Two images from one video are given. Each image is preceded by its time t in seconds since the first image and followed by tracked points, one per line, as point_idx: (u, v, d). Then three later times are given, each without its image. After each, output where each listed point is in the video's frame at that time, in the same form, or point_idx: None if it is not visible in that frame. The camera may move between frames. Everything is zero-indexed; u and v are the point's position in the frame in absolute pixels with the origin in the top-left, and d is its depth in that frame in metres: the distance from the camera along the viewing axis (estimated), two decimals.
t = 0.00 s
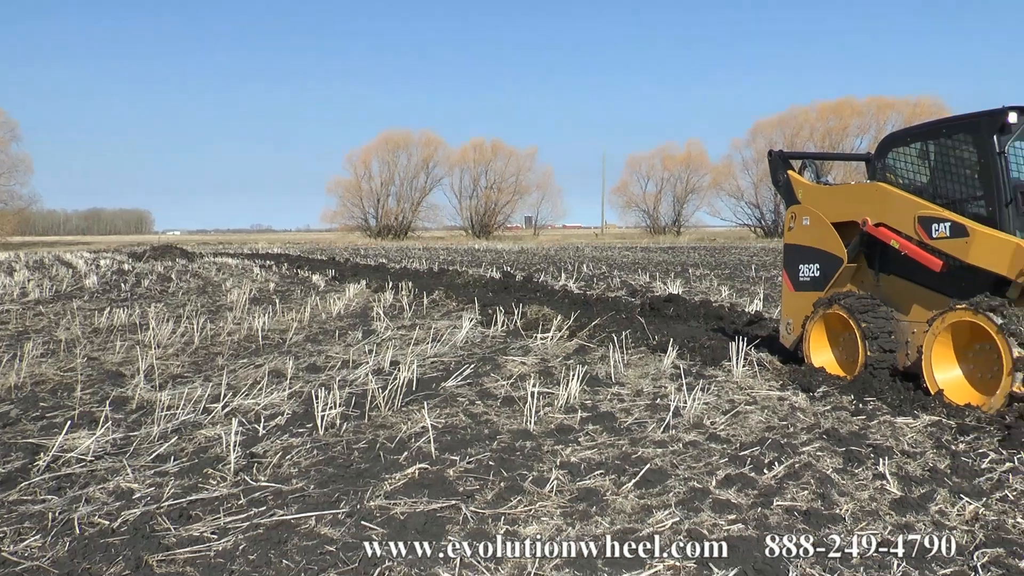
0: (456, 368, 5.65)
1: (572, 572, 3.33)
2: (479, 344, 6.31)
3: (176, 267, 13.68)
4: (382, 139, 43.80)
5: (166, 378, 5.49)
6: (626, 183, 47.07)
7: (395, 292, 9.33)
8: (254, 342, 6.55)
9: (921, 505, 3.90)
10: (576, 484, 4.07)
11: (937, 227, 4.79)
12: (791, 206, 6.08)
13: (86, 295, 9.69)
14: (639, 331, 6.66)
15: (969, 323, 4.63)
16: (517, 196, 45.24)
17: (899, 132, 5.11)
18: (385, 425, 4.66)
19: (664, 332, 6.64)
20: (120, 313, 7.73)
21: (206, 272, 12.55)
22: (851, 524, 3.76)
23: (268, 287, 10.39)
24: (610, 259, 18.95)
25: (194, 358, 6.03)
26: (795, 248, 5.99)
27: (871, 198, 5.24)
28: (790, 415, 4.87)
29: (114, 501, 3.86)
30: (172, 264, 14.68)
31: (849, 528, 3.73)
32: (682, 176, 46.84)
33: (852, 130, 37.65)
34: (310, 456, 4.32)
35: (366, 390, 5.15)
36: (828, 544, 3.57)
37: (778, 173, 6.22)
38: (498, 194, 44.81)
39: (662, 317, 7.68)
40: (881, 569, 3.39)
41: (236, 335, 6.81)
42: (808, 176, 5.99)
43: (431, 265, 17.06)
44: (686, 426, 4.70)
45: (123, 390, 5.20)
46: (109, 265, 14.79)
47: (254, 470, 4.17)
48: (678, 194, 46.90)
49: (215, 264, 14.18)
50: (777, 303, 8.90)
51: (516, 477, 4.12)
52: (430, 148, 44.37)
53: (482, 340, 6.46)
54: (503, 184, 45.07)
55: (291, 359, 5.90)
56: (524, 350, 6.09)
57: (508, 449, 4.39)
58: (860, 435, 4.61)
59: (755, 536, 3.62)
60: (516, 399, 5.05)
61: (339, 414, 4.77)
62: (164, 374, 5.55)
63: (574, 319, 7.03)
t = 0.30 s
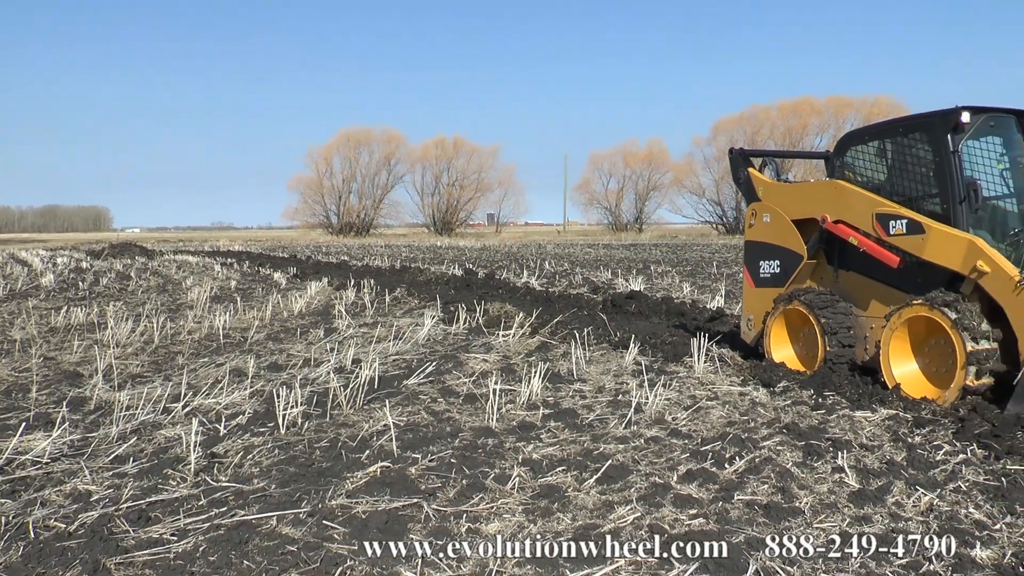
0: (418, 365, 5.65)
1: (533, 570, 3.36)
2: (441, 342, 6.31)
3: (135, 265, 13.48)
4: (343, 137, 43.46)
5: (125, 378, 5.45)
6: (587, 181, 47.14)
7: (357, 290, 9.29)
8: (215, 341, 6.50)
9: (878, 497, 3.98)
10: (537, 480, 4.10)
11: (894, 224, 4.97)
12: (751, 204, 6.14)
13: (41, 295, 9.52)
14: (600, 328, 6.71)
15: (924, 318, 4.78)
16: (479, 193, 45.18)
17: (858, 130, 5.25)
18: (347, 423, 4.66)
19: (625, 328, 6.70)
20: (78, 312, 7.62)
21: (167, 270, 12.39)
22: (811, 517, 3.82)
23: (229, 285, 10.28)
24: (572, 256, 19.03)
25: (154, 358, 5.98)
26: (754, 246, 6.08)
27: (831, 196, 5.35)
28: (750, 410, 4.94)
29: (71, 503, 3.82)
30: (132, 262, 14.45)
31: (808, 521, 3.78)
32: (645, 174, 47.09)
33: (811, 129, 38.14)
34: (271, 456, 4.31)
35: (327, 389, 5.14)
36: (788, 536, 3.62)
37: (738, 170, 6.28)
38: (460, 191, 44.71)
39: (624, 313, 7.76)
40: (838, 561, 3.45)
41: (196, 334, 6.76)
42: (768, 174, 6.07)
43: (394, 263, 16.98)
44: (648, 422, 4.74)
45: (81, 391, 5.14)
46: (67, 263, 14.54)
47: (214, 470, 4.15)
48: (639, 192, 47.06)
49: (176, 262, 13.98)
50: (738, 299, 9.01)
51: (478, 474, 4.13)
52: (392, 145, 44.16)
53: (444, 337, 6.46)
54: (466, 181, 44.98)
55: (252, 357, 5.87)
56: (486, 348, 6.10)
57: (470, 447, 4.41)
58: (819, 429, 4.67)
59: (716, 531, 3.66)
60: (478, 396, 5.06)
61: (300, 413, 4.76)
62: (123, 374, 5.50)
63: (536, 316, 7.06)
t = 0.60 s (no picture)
0: (379, 364, 5.65)
1: (494, 568, 3.37)
2: (402, 340, 6.31)
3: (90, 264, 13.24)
4: (304, 134, 43.12)
5: (82, 379, 5.38)
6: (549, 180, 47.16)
7: (317, 289, 9.23)
8: (174, 341, 6.44)
9: (836, 491, 4.04)
10: (499, 479, 4.12)
11: (851, 222, 5.04)
12: (712, 203, 6.24)
13: None
14: (561, 325, 6.76)
15: (881, 314, 4.86)
16: (440, 192, 45.06)
17: (817, 129, 5.37)
18: (308, 423, 4.65)
19: (586, 326, 6.75)
20: (32, 313, 7.48)
21: (125, 269, 12.21)
22: (770, 511, 3.87)
23: (188, 284, 10.16)
24: (533, 254, 19.08)
25: (110, 358, 5.91)
26: (715, 242, 6.16)
27: (791, 194, 5.44)
28: (711, 407, 5.01)
29: (24, 508, 3.76)
30: (88, 261, 14.20)
31: (767, 515, 3.83)
32: (606, 172, 47.23)
33: (771, 128, 38.45)
34: (231, 457, 4.29)
35: (288, 389, 5.12)
36: (748, 531, 3.67)
37: (698, 169, 6.37)
38: (422, 189, 44.56)
39: (585, 311, 7.83)
40: (796, 554, 3.50)
41: (156, 335, 6.69)
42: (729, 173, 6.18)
43: (355, 261, 16.87)
44: (609, 419, 4.79)
45: (35, 393, 5.07)
46: (20, 262, 14.24)
47: (173, 472, 4.12)
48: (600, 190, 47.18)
49: (134, 261, 13.74)
50: (700, 296, 9.13)
51: (439, 473, 4.14)
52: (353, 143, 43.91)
53: (405, 336, 6.45)
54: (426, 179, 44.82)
55: (212, 357, 5.83)
56: (447, 346, 6.11)
57: (431, 445, 4.42)
58: (779, 425, 4.74)
59: (676, 526, 3.70)
60: (439, 395, 5.08)
61: (261, 414, 4.74)
62: (79, 376, 5.44)
63: (497, 315, 7.09)
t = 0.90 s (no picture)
0: (342, 364, 5.64)
1: (456, 568, 3.38)
2: (364, 340, 6.30)
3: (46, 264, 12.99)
4: (265, 132, 42.71)
5: (37, 382, 5.31)
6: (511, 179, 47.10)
7: (279, 288, 9.17)
8: (134, 342, 6.38)
9: (796, 486, 4.09)
10: (460, 478, 4.13)
11: (811, 221, 5.11)
12: (673, 202, 6.28)
13: None
14: (522, 324, 6.79)
15: (840, 311, 4.93)
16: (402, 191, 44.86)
17: (777, 130, 5.44)
18: (269, 424, 4.64)
19: (548, 324, 6.80)
20: None
21: (83, 269, 12.01)
22: (731, 507, 3.91)
23: (147, 284, 10.03)
24: (495, 252, 19.11)
25: (67, 361, 5.84)
26: (677, 241, 6.23)
27: (752, 194, 5.50)
28: (673, 404, 5.06)
29: None
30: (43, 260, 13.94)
31: (728, 510, 3.87)
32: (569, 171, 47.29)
33: (732, 127, 38.68)
34: (191, 459, 4.26)
35: (249, 389, 5.10)
36: (710, 527, 3.71)
37: (659, 168, 6.41)
38: (383, 189, 44.31)
39: (546, 309, 7.88)
40: (757, 549, 3.53)
41: (115, 335, 6.62)
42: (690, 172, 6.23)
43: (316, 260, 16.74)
44: (571, 417, 4.82)
45: None
46: None
47: (132, 475, 4.09)
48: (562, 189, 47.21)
49: (92, 261, 13.46)
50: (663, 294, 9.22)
51: (401, 472, 4.15)
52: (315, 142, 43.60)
53: (368, 335, 6.44)
54: (388, 178, 44.59)
55: (173, 358, 5.78)
56: (409, 345, 6.10)
57: (394, 445, 4.42)
58: (739, 421, 4.80)
59: (638, 523, 3.73)
60: (401, 394, 5.08)
61: (222, 414, 4.72)
62: (34, 378, 5.36)
63: (459, 314, 7.10)
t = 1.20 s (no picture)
0: (305, 363, 5.63)
1: (420, 567, 3.38)
2: (328, 339, 6.29)
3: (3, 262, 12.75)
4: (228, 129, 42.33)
5: None
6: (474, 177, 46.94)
7: (242, 287, 9.10)
8: (94, 343, 6.32)
9: (759, 481, 4.13)
10: (424, 477, 4.13)
11: (774, 219, 5.16)
12: (636, 200, 6.31)
13: None
14: (486, 322, 6.82)
15: (803, 308, 5.00)
16: (366, 189, 44.64)
17: (739, 129, 5.49)
18: (232, 424, 4.62)
19: (513, 323, 6.83)
20: None
21: (43, 268, 11.81)
22: (694, 503, 3.94)
23: (108, 283, 9.90)
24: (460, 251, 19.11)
25: (24, 362, 5.76)
26: (640, 239, 6.27)
27: (716, 192, 5.55)
28: (637, 401, 5.10)
29: None
30: None
31: (692, 506, 3.91)
32: (532, 169, 47.41)
33: (696, 127, 39.04)
34: (153, 460, 4.23)
35: (213, 389, 5.07)
36: (674, 523, 3.73)
37: (623, 166, 6.43)
38: (348, 187, 44.03)
39: (510, 308, 7.92)
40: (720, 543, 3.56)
41: (75, 336, 6.54)
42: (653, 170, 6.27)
43: (280, 259, 16.61)
44: (535, 415, 4.85)
45: None
46: None
47: (92, 477, 4.05)
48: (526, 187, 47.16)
49: (49, 262, 12.99)
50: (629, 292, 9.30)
51: (365, 472, 4.14)
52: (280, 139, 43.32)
53: (332, 335, 6.42)
54: (353, 176, 44.34)
55: (134, 359, 5.73)
56: (373, 344, 6.10)
57: (358, 444, 4.42)
58: (703, 418, 4.85)
59: (603, 520, 3.76)
60: (365, 394, 5.08)
61: (185, 415, 4.69)
62: None
63: (423, 312, 7.11)
